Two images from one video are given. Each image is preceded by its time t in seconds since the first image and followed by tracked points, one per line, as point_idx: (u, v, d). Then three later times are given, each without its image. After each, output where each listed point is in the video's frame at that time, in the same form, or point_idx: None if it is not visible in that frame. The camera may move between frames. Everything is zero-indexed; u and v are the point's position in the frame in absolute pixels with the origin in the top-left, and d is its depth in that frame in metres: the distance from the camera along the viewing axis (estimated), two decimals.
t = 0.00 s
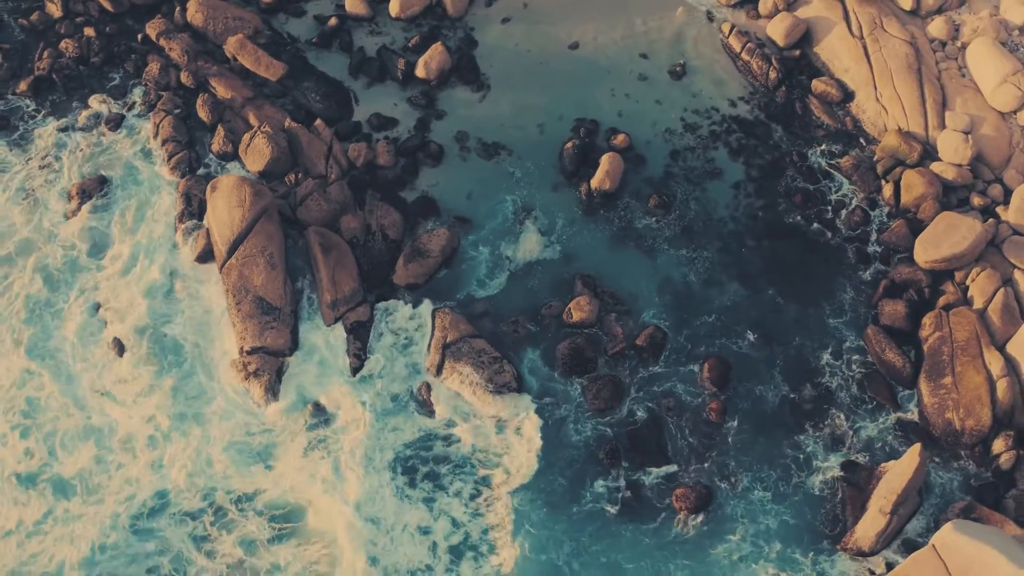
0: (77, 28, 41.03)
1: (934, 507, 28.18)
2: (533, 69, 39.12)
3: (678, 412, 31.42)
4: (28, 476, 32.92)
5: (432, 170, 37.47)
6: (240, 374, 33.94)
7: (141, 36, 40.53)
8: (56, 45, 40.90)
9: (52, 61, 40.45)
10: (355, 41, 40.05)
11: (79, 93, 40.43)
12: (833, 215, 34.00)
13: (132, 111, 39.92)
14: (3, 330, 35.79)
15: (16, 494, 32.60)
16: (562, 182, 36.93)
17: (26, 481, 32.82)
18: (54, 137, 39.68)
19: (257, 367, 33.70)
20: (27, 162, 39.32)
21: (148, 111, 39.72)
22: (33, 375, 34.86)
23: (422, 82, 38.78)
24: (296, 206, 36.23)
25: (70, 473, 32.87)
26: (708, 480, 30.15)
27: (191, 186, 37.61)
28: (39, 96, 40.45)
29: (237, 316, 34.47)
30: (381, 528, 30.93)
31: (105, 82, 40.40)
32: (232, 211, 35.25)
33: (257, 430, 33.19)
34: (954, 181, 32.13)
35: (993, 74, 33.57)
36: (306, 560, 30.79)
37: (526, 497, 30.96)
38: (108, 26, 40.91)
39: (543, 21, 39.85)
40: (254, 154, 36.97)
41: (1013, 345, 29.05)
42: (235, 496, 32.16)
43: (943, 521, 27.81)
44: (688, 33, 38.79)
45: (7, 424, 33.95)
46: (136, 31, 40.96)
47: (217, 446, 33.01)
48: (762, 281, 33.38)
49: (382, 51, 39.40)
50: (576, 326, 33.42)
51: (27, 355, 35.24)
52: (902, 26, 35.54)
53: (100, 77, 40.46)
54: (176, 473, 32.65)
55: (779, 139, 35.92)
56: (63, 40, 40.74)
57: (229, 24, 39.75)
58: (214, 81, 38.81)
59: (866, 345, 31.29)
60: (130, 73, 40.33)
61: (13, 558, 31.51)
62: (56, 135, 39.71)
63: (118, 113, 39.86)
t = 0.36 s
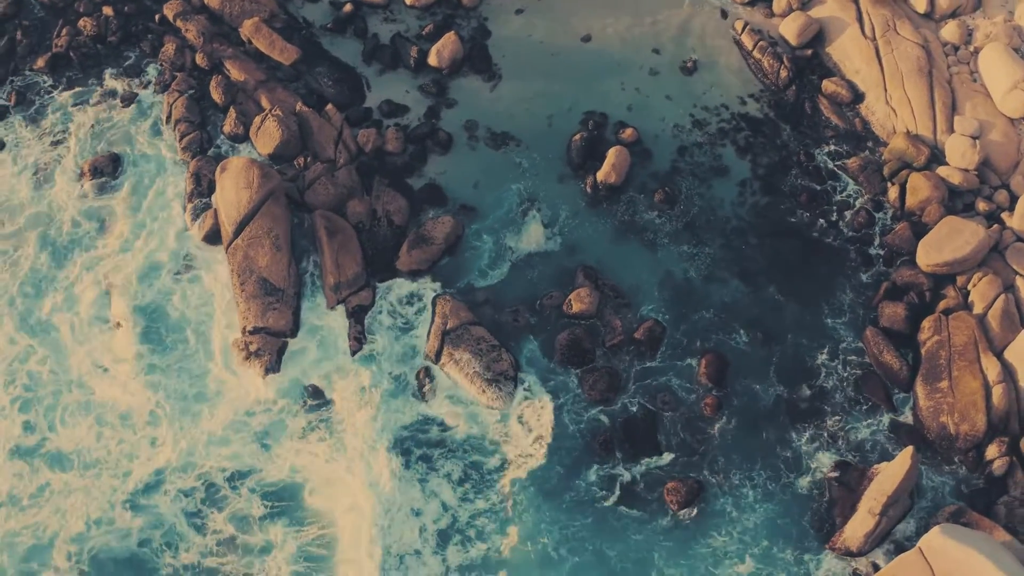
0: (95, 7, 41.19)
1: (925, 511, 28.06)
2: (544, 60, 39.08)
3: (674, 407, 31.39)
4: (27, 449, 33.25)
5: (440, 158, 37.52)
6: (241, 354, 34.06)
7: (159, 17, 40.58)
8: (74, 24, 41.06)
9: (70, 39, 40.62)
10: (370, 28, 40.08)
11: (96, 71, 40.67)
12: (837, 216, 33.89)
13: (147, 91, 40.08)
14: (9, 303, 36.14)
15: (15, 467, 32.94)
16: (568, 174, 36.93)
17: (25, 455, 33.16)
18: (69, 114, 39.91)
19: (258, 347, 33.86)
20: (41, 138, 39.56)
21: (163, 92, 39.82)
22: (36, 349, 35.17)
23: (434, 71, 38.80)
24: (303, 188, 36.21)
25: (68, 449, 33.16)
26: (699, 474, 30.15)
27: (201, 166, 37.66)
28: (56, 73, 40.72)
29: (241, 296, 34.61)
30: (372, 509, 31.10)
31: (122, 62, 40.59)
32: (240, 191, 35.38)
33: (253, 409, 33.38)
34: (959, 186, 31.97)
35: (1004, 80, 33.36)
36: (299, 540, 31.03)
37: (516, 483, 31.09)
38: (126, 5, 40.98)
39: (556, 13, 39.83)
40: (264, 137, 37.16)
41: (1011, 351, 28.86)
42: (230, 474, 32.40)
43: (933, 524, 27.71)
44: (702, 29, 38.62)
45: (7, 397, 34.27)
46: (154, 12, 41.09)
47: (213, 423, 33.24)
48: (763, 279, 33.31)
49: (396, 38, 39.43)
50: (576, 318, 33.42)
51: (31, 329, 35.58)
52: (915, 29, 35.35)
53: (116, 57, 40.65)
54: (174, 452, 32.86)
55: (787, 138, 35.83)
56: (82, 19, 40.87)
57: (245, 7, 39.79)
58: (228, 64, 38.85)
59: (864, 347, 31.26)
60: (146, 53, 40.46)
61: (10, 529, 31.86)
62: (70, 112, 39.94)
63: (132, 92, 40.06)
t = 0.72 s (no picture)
0: None
1: (914, 514, 27.98)
2: (556, 52, 39.02)
3: (669, 402, 31.37)
4: (26, 423, 33.53)
5: (448, 146, 37.55)
6: (242, 334, 34.19)
7: None
8: (93, 2, 41.52)
9: (88, 17, 41.04)
10: (384, 16, 40.10)
11: (112, 50, 41.06)
12: (840, 217, 33.80)
13: (161, 70, 40.40)
14: (14, 277, 36.44)
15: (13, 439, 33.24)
16: (574, 166, 36.90)
17: (23, 428, 33.43)
18: (82, 91, 40.16)
19: (259, 328, 34.00)
20: (54, 114, 39.83)
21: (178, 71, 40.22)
22: (38, 324, 35.45)
23: (446, 59, 38.79)
24: (312, 172, 36.44)
25: (66, 423, 33.41)
26: (691, 469, 30.15)
27: (212, 148, 37.80)
28: (73, 50, 41.05)
29: (246, 276, 34.78)
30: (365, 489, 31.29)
31: (138, 41, 41.06)
32: (248, 173, 35.59)
33: (251, 387, 33.60)
34: (965, 191, 31.77)
35: (1015, 86, 33.02)
36: (291, 519, 31.23)
37: (507, 468, 31.23)
38: None
39: (569, 4, 39.77)
40: (274, 120, 37.16)
41: (1009, 358, 28.67)
42: (225, 453, 32.56)
43: (921, 527, 27.63)
44: (715, 27, 38.49)
45: (8, 370, 34.59)
46: None
47: (211, 401, 33.46)
48: (765, 277, 33.23)
49: (409, 26, 39.44)
50: (576, 309, 33.44)
51: (35, 303, 35.89)
52: (928, 32, 35.16)
53: (133, 36, 41.13)
54: (171, 430, 33.07)
55: (795, 137, 35.72)
56: None
57: None
58: (242, 46, 39.03)
59: (863, 349, 31.07)
60: (162, 33, 40.91)
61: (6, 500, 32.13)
62: (84, 89, 40.19)
63: (147, 71, 40.38)
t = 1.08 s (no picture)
0: None
1: (905, 517, 27.93)
2: (566, 45, 38.96)
3: (666, 398, 31.35)
4: (26, 399, 33.84)
5: (456, 137, 37.52)
6: (246, 316, 34.39)
7: None
8: None
9: None
10: (398, 4, 40.13)
11: (127, 32, 41.23)
12: (844, 218, 33.69)
13: (175, 53, 40.50)
14: (19, 255, 36.76)
15: (13, 416, 33.56)
16: (580, 160, 36.86)
17: (23, 405, 33.74)
18: (95, 71, 40.36)
19: (262, 311, 34.19)
20: (66, 93, 40.05)
21: (191, 56, 40.26)
22: (42, 302, 35.74)
23: (457, 50, 38.77)
24: (320, 159, 36.63)
25: (65, 401, 33.70)
26: (685, 465, 30.15)
27: (222, 131, 37.85)
28: (89, 30, 41.31)
29: (250, 260, 34.94)
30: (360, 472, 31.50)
31: (153, 24, 41.19)
32: (256, 157, 35.71)
33: (250, 368, 33.78)
34: (970, 196, 31.62)
35: None
36: (284, 501, 31.40)
37: (501, 458, 31.32)
38: None
39: None
40: (284, 106, 37.25)
41: (1007, 364, 28.51)
42: (221, 436, 32.71)
43: (911, 529, 27.58)
44: (726, 25, 38.36)
45: (10, 347, 34.89)
46: None
47: (210, 381, 33.66)
48: (766, 276, 33.18)
49: (422, 16, 39.43)
50: (576, 302, 33.46)
51: (40, 281, 36.19)
52: (939, 36, 35.00)
53: (149, 19, 41.25)
54: (169, 411, 33.30)
55: (802, 137, 35.63)
56: None
57: None
58: (256, 32, 39.16)
59: (861, 351, 30.97)
60: (178, 17, 41.03)
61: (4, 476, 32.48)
62: (97, 69, 40.38)
63: (161, 53, 40.50)
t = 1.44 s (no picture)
0: None
1: (895, 519, 27.86)
2: (578, 38, 38.84)
3: (662, 392, 31.35)
4: (26, 373, 34.14)
5: (465, 126, 37.56)
6: (249, 297, 34.52)
7: None
8: None
9: None
10: None
11: (145, 11, 41.46)
12: (848, 219, 33.55)
13: (191, 35, 40.63)
14: (26, 230, 37.08)
15: (13, 389, 33.87)
16: (588, 153, 36.83)
17: (24, 379, 34.04)
18: (110, 49, 40.55)
19: (266, 292, 34.34)
20: (80, 70, 40.26)
21: (207, 38, 40.37)
22: (47, 277, 36.02)
23: (470, 40, 38.78)
24: (329, 143, 36.71)
25: (65, 376, 33.98)
26: (678, 460, 30.15)
27: (233, 114, 37.98)
28: (107, 9, 41.52)
29: (256, 241, 35.07)
30: (356, 454, 31.67)
31: (170, 4, 41.40)
32: (265, 140, 35.87)
33: (249, 347, 33.98)
34: (975, 201, 31.48)
35: None
36: (276, 481, 31.57)
37: (494, 446, 31.40)
38: None
39: None
40: (296, 90, 37.47)
41: (1004, 371, 28.38)
42: (217, 416, 32.85)
43: (900, 532, 27.51)
44: (739, 22, 38.13)
45: (14, 321, 35.18)
46: None
47: (210, 360, 33.86)
48: (768, 275, 33.12)
49: (436, 4, 39.41)
50: (576, 293, 33.49)
51: (46, 257, 36.46)
52: (952, 40, 34.82)
53: None
54: (166, 389, 33.50)
55: (810, 136, 35.47)
56: None
57: None
58: (270, 15, 39.31)
59: (859, 352, 30.88)
60: None
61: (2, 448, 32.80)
62: (112, 47, 40.58)
63: (177, 34, 40.63)
